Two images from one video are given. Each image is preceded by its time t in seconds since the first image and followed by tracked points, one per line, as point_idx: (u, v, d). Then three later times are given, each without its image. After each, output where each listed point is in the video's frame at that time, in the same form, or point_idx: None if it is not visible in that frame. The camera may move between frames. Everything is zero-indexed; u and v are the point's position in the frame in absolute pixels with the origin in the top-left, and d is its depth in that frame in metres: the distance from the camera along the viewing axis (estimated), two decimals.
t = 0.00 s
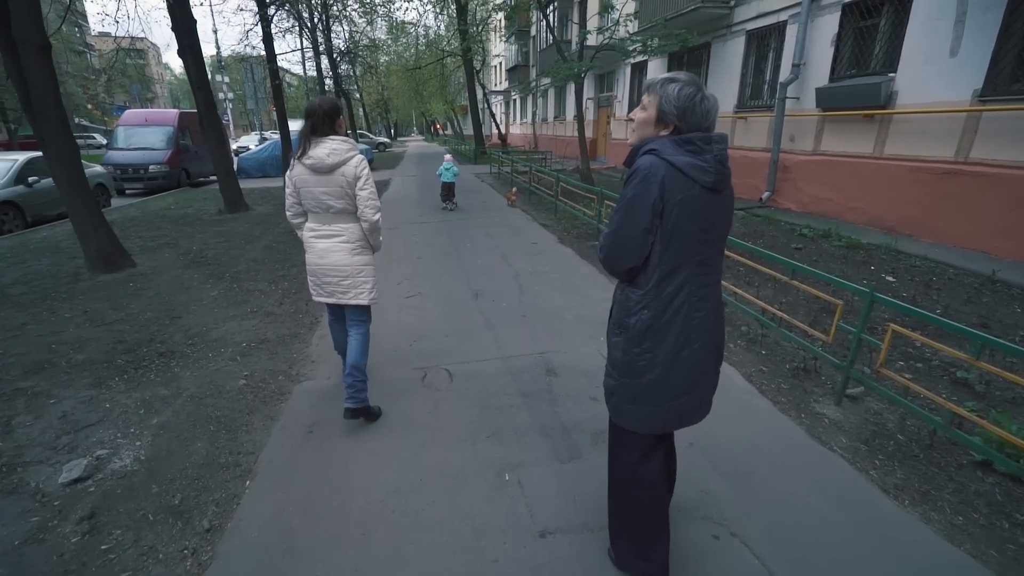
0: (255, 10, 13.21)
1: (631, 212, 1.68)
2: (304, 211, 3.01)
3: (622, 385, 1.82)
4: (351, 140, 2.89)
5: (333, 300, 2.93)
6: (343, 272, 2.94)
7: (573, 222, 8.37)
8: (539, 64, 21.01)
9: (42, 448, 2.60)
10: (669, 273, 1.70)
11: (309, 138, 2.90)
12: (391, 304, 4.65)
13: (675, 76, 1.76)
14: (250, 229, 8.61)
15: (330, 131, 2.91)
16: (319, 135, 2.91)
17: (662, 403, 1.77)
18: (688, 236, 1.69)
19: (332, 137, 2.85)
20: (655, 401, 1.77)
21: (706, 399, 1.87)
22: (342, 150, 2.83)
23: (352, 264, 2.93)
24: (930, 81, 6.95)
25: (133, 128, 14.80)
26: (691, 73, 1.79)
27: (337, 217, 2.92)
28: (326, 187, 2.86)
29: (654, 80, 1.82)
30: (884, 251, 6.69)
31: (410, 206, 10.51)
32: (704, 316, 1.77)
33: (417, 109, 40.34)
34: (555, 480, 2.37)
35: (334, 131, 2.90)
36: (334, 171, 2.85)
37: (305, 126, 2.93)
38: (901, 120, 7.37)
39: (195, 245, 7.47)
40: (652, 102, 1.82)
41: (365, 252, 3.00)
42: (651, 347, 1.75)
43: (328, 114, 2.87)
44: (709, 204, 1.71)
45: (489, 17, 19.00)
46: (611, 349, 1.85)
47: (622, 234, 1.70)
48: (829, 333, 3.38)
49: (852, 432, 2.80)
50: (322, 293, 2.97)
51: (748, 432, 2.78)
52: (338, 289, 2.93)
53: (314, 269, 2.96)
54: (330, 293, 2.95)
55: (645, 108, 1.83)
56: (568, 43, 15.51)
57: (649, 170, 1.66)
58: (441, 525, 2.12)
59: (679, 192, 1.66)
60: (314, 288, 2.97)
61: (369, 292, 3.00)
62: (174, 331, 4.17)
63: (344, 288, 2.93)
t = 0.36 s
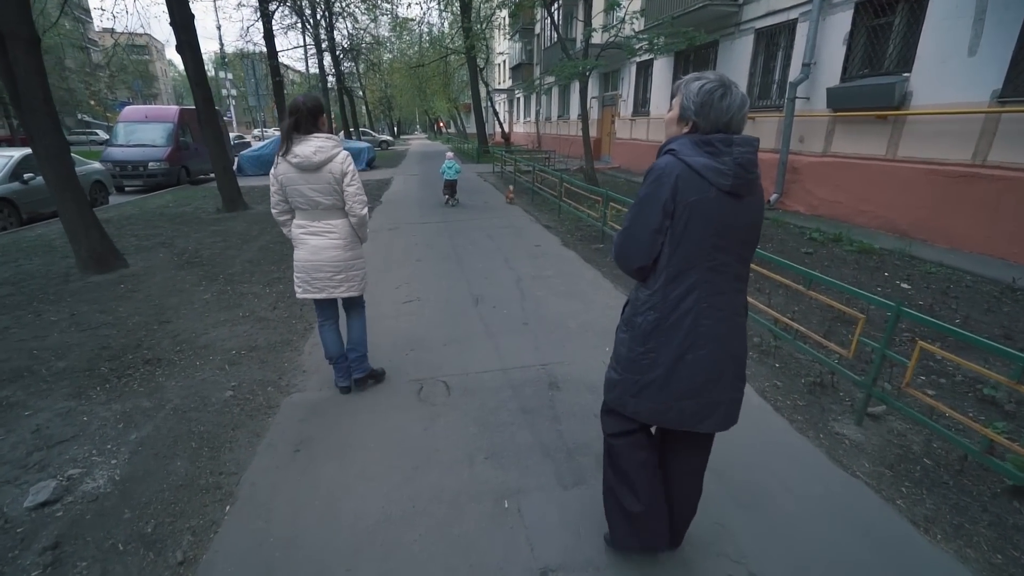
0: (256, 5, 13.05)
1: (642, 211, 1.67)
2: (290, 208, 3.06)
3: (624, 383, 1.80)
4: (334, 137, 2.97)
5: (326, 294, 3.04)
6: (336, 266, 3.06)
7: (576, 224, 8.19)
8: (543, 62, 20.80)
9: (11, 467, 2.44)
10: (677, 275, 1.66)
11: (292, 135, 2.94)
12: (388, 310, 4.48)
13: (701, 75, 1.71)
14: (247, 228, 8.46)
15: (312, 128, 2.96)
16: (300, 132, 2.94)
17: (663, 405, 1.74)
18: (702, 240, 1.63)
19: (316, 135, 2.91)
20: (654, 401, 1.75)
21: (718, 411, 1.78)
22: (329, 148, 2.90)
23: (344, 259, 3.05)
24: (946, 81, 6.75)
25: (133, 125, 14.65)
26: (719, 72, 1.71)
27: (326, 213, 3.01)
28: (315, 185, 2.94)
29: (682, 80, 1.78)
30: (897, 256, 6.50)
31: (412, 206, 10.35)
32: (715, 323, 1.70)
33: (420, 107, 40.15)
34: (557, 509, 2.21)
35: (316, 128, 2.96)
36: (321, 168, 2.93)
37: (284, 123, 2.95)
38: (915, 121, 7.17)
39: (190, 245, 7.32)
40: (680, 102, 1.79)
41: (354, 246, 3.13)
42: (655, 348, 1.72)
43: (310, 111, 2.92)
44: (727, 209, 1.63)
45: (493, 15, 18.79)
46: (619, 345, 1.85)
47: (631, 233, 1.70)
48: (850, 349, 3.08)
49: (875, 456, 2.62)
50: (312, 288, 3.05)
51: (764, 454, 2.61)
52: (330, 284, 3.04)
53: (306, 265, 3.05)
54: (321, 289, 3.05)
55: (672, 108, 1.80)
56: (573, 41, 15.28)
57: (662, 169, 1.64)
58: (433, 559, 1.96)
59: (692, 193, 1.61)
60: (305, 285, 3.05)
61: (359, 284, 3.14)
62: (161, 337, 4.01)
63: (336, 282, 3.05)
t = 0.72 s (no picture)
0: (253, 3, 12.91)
1: (627, 207, 1.72)
2: (283, 210, 3.07)
3: (611, 378, 1.89)
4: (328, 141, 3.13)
5: (327, 292, 3.11)
6: (335, 264, 3.17)
7: (576, 226, 8.05)
8: (544, 62, 20.64)
9: None
10: (659, 274, 1.70)
11: (287, 139, 2.98)
12: (380, 316, 4.32)
13: (697, 77, 1.71)
14: (241, 229, 8.31)
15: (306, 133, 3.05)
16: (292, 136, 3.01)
17: (644, 403, 1.80)
18: (684, 237, 1.65)
19: (314, 139, 3.03)
20: (634, 398, 1.81)
21: (701, 420, 1.77)
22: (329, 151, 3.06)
23: (342, 256, 3.19)
24: (955, 82, 6.62)
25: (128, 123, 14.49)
26: (713, 74, 1.73)
27: (324, 213, 3.11)
28: (315, 185, 3.04)
29: (676, 83, 1.81)
30: (904, 260, 6.35)
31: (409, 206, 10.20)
32: (698, 327, 1.71)
33: (420, 107, 39.97)
34: (553, 534, 2.06)
35: (309, 133, 3.05)
36: (321, 170, 3.05)
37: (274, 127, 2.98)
38: (922, 122, 7.03)
39: (182, 245, 7.17)
40: (675, 105, 1.80)
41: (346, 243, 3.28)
42: (637, 346, 1.78)
43: (305, 117, 3.00)
44: (713, 209, 1.62)
45: (494, 14, 18.61)
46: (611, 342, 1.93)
47: (617, 227, 1.76)
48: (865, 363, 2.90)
49: (890, 476, 2.47)
50: (311, 288, 3.08)
51: (773, 474, 2.46)
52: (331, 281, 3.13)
53: (303, 264, 3.07)
54: (320, 287, 3.09)
55: (669, 111, 1.81)
56: (573, 41, 15.12)
57: (647, 167, 1.68)
58: None
59: (675, 191, 1.63)
60: (303, 285, 3.05)
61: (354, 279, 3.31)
62: (144, 343, 3.86)
63: (336, 279, 3.16)
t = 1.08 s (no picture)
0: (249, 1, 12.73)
1: (606, 212, 1.74)
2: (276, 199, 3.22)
3: (598, 373, 1.90)
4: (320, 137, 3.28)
5: (316, 278, 3.27)
6: (324, 252, 3.30)
7: (575, 228, 7.91)
8: (543, 62, 20.49)
9: None
10: (640, 273, 1.73)
11: (282, 132, 3.14)
12: (371, 322, 4.17)
13: (673, 80, 1.71)
14: (234, 230, 8.15)
15: (299, 127, 3.21)
16: (287, 130, 3.17)
17: (629, 395, 1.81)
18: (662, 240, 1.68)
19: (307, 133, 3.18)
20: (621, 391, 1.83)
21: (687, 409, 1.77)
22: (321, 145, 3.21)
23: (331, 245, 3.33)
24: (961, 82, 6.50)
25: (122, 123, 14.29)
26: (690, 76, 1.73)
27: (314, 204, 3.27)
28: (307, 177, 3.19)
29: (652, 84, 1.79)
30: (909, 264, 6.22)
31: (406, 207, 10.04)
32: (680, 320, 1.73)
33: (419, 107, 39.83)
34: (549, 563, 1.92)
35: (302, 127, 3.20)
36: (313, 163, 3.20)
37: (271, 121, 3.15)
38: (928, 123, 6.90)
39: (172, 247, 7.00)
40: (651, 107, 1.79)
41: (335, 234, 3.42)
42: (622, 341, 1.79)
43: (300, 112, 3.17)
44: (689, 211, 1.66)
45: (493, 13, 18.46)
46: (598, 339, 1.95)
47: (598, 232, 1.78)
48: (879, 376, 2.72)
49: (909, 498, 2.32)
50: (302, 274, 3.25)
51: (783, 494, 2.32)
52: (319, 268, 3.29)
53: (294, 252, 3.23)
54: (311, 273, 3.26)
55: (645, 112, 1.80)
56: (573, 41, 14.98)
57: (625, 173, 1.70)
58: None
59: (652, 196, 1.66)
60: (294, 271, 3.23)
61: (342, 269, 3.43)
62: (125, 350, 3.70)
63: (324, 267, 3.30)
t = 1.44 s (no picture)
0: None
1: (603, 208, 1.63)
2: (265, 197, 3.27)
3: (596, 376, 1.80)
4: (311, 136, 3.21)
5: (298, 276, 3.27)
6: (307, 252, 3.27)
7: (576, 229, 7.74)
8: (544, 61, 20.30)
9: None
10: (640, 272, 1.62)
11: (271, 131, 3.16)
12: (366, 330, 4.01)
13: (670, 76, 1.59)
14: (229, 231, 7.99)
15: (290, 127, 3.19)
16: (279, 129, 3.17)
17: (627, 398, 1.72)
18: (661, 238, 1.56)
19: (294, 133, 3.15)
20: (620, 395, 1.73)
21: (683, 410, 1.76)
22: (306, 145, 3.15)
23: (315, 245, 3.27)
24: (974, 79, 6.32)
25: (118, 121, 14.12)
26: (687, 71, 1.62)
27: (300, 203, 3.24)
28: (291, 176, 3.17)
29: (648, 81, 1.68)
30: (920, 267, 6.06)
31: (404, 208, 9.88)
32: (682, 320, 1.64)
33: (419, 106, 39.64)
34: None
35: (293, 127, 3.18)
36: (298, 163, 3.16)
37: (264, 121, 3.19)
38: (939, 122, 6.72)
39: (165, 249, 6.84)
40: (648, 104, 1.68)
41: (323, 234, 3.35)
42: (621, 342, 1.69)
43: (289, 111, 3.14)
44: (688, 208, 1.54)
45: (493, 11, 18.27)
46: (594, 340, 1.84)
47: (594, 230, 1.66)
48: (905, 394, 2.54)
49: (940, 526, 2.16)
50: (287, 270, 3.27)
51: (802, 519, 2.16)
52: (302, 267, 3.27)
53: (280, 248, 3.26)
54: (294, 271, 3.27)
55: (642, 111, 1.68)
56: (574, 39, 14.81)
57: (622, 169, 1.58)
58: None
59: (650, 192, 1.54)
60: (279, 266, 3.27)
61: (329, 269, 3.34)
62: (107, 359, 3.54)
63: (306, 266, 3.27)
